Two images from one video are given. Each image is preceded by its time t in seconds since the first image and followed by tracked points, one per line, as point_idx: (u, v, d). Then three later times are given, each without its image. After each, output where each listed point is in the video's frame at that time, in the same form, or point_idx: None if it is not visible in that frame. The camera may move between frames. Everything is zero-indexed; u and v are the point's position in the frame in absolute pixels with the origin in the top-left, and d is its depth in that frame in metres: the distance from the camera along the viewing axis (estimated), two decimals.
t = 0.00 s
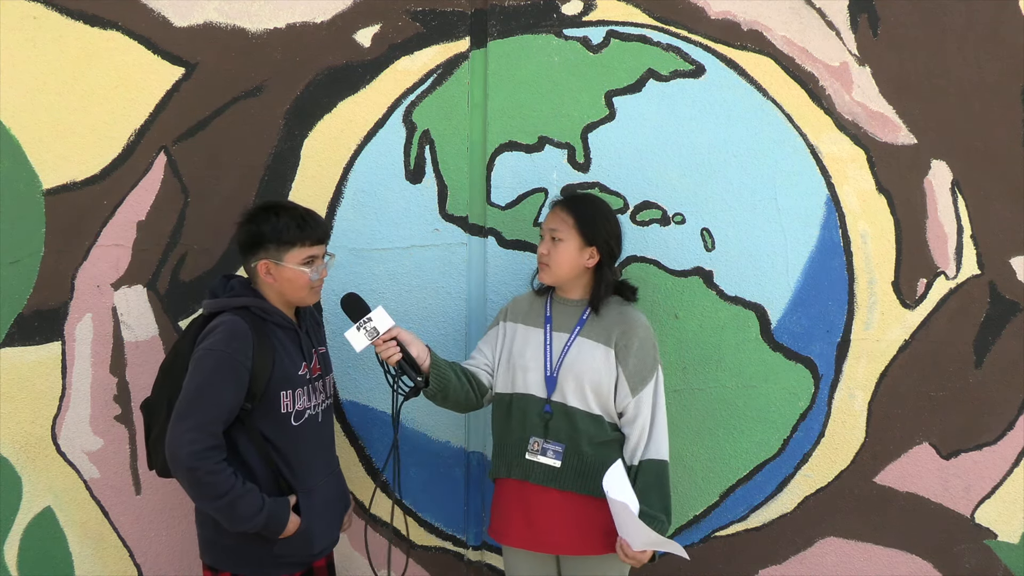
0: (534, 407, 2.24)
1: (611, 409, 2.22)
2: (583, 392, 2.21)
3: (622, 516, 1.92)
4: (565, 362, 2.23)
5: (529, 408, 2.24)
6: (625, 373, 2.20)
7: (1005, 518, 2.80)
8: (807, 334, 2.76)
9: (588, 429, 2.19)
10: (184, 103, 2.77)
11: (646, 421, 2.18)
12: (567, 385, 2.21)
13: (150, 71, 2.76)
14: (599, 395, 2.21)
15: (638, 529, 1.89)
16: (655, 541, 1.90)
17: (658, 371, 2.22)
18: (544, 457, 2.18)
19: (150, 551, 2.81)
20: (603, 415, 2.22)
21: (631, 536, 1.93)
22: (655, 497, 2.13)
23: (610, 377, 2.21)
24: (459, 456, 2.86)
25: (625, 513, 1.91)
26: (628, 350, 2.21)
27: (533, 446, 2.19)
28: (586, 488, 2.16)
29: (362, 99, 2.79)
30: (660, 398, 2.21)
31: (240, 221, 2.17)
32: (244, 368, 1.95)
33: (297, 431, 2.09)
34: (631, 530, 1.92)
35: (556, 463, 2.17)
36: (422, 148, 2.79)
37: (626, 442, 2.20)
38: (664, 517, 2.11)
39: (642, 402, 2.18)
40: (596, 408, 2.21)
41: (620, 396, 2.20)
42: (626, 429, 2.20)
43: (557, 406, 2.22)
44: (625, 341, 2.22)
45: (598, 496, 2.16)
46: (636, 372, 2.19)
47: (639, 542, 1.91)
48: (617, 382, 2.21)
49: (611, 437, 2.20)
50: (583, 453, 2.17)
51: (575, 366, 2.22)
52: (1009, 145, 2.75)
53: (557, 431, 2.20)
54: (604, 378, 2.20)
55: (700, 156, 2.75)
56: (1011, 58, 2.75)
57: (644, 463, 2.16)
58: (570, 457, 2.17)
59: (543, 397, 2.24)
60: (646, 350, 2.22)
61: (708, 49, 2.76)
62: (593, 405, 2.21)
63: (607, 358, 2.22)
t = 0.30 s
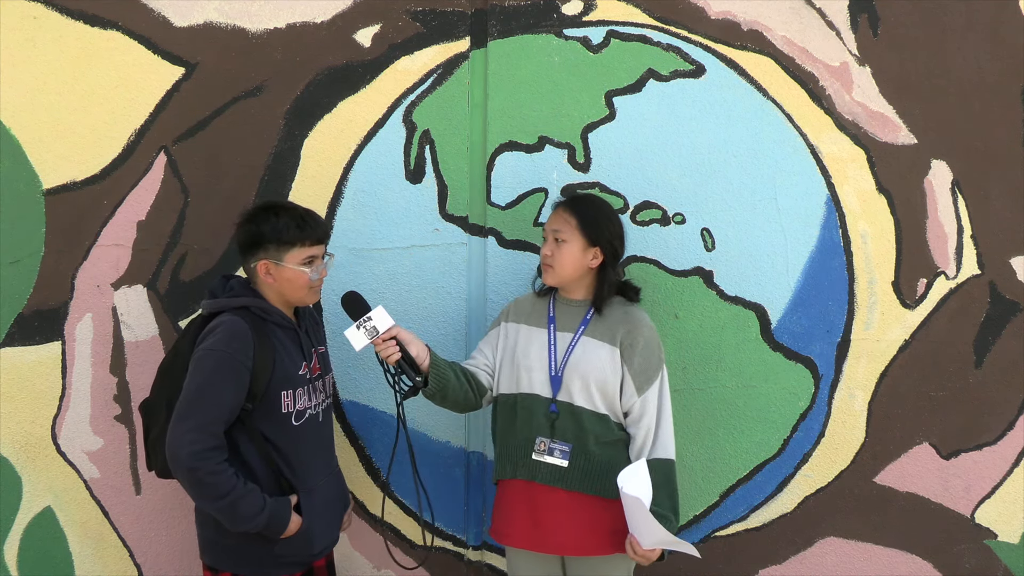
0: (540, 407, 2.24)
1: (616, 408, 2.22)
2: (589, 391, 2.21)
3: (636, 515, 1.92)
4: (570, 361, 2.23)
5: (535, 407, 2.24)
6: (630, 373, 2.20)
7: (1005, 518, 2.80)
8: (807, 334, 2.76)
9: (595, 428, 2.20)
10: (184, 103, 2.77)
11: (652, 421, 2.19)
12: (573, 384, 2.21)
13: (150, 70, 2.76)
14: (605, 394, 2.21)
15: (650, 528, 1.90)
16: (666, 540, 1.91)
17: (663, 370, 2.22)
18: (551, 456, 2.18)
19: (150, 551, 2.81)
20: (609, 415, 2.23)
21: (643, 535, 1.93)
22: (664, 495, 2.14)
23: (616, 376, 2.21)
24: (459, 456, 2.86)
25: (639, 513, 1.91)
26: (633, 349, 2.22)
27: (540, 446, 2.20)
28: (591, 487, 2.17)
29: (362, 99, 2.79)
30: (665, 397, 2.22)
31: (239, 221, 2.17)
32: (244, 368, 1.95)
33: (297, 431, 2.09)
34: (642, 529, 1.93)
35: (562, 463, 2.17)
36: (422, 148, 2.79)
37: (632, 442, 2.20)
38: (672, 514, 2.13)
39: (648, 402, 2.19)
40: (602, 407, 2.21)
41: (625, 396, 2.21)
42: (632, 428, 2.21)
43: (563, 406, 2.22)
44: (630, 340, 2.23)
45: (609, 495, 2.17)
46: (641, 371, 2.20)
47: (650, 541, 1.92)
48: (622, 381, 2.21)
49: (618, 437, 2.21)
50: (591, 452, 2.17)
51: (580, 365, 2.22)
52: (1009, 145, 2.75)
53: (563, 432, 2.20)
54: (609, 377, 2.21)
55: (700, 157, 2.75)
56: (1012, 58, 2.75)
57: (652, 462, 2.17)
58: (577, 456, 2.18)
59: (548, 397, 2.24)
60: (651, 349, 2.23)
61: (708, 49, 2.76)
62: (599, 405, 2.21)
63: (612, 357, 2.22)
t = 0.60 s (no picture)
0: (541, 407, 2.23)
1: (618, 408, 2.23)
2: (592, 391, 2.21)
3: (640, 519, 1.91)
4: (572, 361, 2.24)
5: (536, 408, 2.24)
6: (633, 373, 2.21)
7: (1006, 519, 2.78)
8: (807, 334, 2.76)
9: (595, 429, 2.20)
10: (184, 103, 2.77)
11: (654, 421, 2.19)
12: (575, 384, 2.21)
13: (150, 70, 2.76)
14: (607, 394, 2.21)
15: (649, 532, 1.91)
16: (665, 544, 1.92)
17: (666, 371, 2.23)
18: (552, 456, 2.18)
19: (150, 551, 2.81)
20: (611, 415, 2.23)
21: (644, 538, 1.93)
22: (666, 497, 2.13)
23: (618, 376, 2.21)
24: (459, 456, 2.85)
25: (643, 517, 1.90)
26: (635, 349, 2.22)
27: (541, 446, 2.20)
28: (591, 487, 2.16)
29: (362, 99, 2.79)
30: (668, 397, 2.22)
31: (240, 222, 2.18)
32: (243, 368, 1.95)
33: (296, 431, 2.09)
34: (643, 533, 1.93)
35: (563, 463, 2.17)
36: (422, 148, 2.79)
37: (634, 442, 2.20)
38: (677, 515, 2.13)
39: (650, 402, 2.19)
40: (604, 407, 2.21)
41: (627, 396, 2.21)
42: (635, 428, 2.21)
43: (564, 405, 2.22)
44: (632, 340, 2.23)
45: (607, 496, 2.16)
46: (643, 372, 2.20)
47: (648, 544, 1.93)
48: (625, 381, 2.21)
49: (619, 438, 2.22)
50: (592, 452, 2.18)
51: (582, 365, 2.22)
52: (1009, 145, 2.74)
53: (564, 432, 2.20)
54: (611, 377, 2.21)
55: (700, 157, 2.75)
56: (1012, 57, 2.74)
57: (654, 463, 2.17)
58: (578, 456, 2.18)
59: (549, 397, 2.24)
60: (654, 349, 2.23)
61: (708, 49, 2.76)
62: (601, 404, 2.21)
63: (614, 357, 2.22)
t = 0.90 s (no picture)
0: (540, 407, 2.23)
1: (618, 408, 2.23)
2: (592, 390, 2.21)
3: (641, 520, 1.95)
4: (572, 361, 2.23)
5: (535, 407, 2.23)
6: (633, 373, 2.21)
7: (1006, 518, 2.78)
8: (807, 334, 2.76)
9: (595, 429, 2.20)
10: (184, 103, 2.77)
11: (654, 421, 2.20)
12: (575, 383, 2.21)
13: (150, 70, 2.76)
14: (607, 394, 2.22)
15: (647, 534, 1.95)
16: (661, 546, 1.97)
17: (665, 371, 2.23)
18: (551, 456, 2.18)
19: (151, 551, 2.81)
20: (611, 415, 2.23)
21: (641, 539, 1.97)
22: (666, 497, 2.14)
23: (618, 376, 2.21)
24: (459, 456, 2.85)
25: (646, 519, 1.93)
26: (636, 349, 2.22)
27: (540, 445, 2.20)
28: (590, 487, 2.16)
29: (362, 99, 2.79)
30: (668, 397, 2.22)
31: (239, 222, 2.19)
32: (239, 368, 1.96)
33: (294, 431, 2.09)
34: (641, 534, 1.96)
35: (562, 463, 2.17)
36: (422, 148, 2.79)
37: (634, 442, 2.21)
38: (676, 515, 2.14)
39: (650, 402, 2.20)
40: (604, 407, 2.22)
41: (627, 396, 2.21)
42: (635, 428, 2.22)
43: (564, 404, 2.22)
44: (633, 340, 2.23)
45: (605, 496, 2.16)
46: (644, 372, 2.21)
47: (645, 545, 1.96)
48: (625, 381, 2.22)
49: (619, 438, 2.22)
50: (591, 453, 2.17)
51: (582, 364, 2.22)
52: (1009, 144, 2.74)
53: (563, 432, 2.20)
54: (612, 377, 2.21)
55: (699, 157, 2.75)
56: (1012, 57, 2.74)
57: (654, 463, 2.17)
58: (577, 456, 2.17)
59: (549, 397, 2.23)
60: (654, 349, 2.23)
61: (708, 49, 2.76)
62: (601, 404, 2.21)
63: (615, 357, 2.23)
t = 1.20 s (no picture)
0: (541, 407, 2.23)
1: (619, 409, 2.23)
2: (592, 391, 2.21)
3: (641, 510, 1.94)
4: (573, 362, 2.23)
5: (535, 408, 2.24)
6: (634, 374, 2.21)
7: (1006, 519, 2.78)
8: (807, 334, 2.76)
9: (595, 429, 2.20)
10: (184, 103, 2.77)
11: (656, 421, 2.20)
12: (576, 384, 2.21)
13: (150, 71, 2.76)
14: (608, 395, 2.22)
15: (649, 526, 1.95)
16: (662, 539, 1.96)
17: (666, 371, 2.23)
18: (551, 457, 2.18)
19: (151, 551, 2.81)
20: (612, 415, 2.23)
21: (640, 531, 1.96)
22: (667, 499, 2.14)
23: (619, 377, 2.22)
24: (459, 456, 2.85)
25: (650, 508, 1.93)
26: (636, 349, 2.22)
27: (541, 446, 2.20)
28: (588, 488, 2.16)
29: (362, 99, 2.79)
30: (669, 398, 2.22)
31: (236, 222, 2.19)
32: (232, 368, 1.97)
33: (288, 432, 2.09)
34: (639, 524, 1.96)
35: (562, 463, 2.17)
36: (423, 148, 2.79)
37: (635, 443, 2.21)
38: (676, 516, 2.13)
39: (651, 403, 2.20)
40: (605, 408, 2.22)
41: (628, 397, 2.22)
42: (636, 429, 2.22)
43: (564, 405, 2.22)
44: (633, 341, 2.23)
45: (606, 497, 2.16)
46: (645, 372, 2.21)
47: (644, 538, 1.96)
48: (627, 382, 2.22)
49: (619, 438, 2.22)
50: (591, 453, 2.17)
51: (583, 365, 2.22)
52: (1009, 145, 2.74)
53: (563, 432, 2.20)
54: (613, 378, 2.21)
55: (699, 157, 2.75)
56: (1013, 57, 2.74)
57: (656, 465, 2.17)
58: (577, 457, 2.18)
59: (549, 397, 2.24)
60: (655, 349, 2.23)
61: (708, 50, 2.76)
62: (602, 405, 2.21)
63: (616, 358, 2.23)
